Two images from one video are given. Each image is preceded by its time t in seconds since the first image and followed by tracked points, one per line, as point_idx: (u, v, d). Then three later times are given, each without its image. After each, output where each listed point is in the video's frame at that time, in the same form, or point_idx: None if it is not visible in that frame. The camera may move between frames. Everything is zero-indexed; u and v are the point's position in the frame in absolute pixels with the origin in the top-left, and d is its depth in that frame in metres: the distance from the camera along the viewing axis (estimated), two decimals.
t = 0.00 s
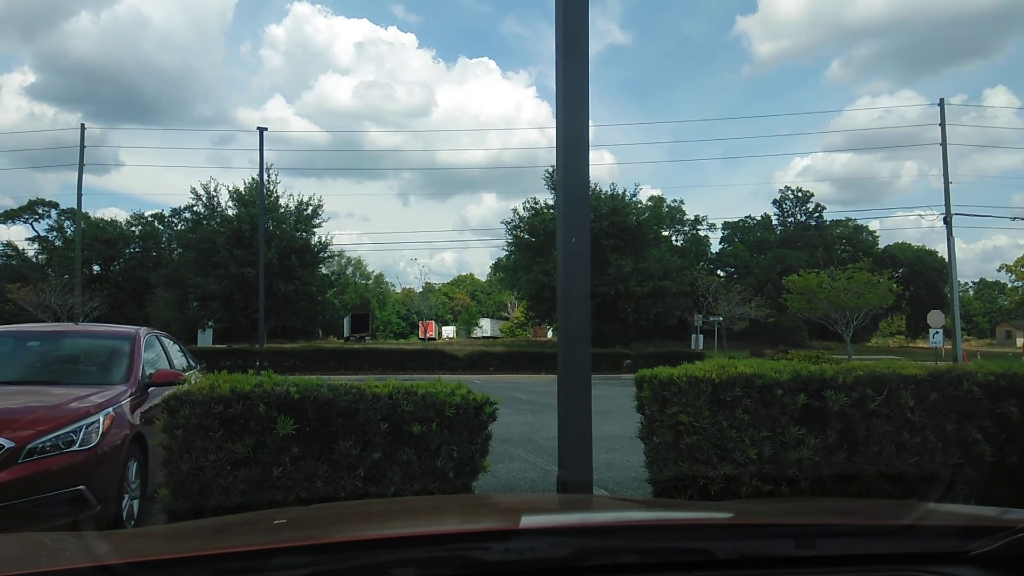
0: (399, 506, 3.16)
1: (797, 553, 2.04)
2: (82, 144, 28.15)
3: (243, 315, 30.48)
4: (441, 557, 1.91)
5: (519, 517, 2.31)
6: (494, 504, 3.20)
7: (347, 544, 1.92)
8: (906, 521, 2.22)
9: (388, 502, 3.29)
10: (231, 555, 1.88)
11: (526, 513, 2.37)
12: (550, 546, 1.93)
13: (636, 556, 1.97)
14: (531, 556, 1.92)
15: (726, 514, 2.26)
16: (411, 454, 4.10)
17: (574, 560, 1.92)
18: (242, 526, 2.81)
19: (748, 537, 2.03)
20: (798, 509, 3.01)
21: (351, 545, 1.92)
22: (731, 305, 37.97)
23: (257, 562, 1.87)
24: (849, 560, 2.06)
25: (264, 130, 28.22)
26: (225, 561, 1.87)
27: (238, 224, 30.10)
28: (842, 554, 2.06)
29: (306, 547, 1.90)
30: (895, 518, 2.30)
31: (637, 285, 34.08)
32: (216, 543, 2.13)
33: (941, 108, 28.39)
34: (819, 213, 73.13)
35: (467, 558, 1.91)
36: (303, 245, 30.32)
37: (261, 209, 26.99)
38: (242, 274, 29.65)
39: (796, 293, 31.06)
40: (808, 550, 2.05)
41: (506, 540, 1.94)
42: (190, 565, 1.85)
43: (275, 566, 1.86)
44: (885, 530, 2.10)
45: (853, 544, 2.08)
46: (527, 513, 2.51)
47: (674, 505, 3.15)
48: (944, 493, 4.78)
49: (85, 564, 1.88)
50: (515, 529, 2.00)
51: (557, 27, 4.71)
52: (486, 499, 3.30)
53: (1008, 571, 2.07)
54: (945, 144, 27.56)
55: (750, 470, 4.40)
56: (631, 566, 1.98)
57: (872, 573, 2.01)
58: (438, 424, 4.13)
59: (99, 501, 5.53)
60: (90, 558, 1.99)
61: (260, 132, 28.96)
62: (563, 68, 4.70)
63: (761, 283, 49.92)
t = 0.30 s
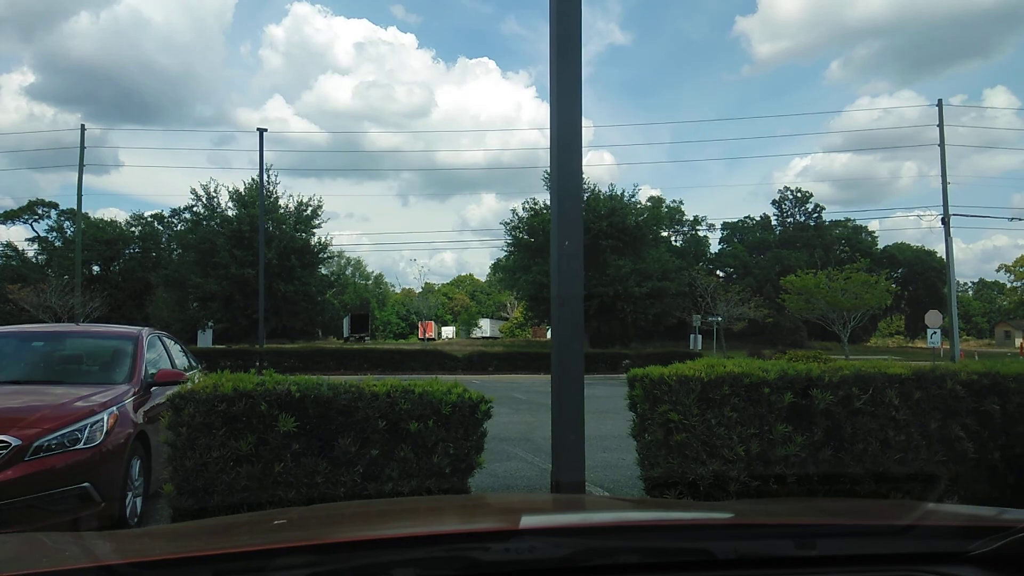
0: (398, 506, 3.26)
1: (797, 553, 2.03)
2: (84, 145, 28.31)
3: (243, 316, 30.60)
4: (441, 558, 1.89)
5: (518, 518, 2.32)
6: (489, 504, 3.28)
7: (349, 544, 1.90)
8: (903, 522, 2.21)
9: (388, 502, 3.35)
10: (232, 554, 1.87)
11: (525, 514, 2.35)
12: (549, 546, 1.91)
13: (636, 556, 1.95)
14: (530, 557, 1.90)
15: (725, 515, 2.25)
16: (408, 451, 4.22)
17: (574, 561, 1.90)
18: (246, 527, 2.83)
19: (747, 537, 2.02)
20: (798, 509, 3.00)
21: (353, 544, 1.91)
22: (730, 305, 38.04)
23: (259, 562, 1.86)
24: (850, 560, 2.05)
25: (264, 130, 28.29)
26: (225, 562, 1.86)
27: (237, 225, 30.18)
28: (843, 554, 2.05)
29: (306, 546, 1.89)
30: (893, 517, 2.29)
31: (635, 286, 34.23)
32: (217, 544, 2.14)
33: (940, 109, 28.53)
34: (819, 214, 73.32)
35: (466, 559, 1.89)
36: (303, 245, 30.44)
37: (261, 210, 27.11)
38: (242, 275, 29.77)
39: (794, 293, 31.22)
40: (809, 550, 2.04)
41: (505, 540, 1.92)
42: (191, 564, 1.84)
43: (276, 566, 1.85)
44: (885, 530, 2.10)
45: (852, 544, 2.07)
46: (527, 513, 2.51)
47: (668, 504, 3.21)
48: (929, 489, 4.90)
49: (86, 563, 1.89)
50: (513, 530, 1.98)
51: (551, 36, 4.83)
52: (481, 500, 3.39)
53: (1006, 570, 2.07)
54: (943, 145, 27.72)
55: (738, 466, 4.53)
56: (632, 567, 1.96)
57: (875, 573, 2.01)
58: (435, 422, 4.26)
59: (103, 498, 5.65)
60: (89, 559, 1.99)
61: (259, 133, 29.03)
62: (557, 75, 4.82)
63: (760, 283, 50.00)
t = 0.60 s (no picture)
0: (404, 507, 3.42)
1: (798, 553, 2.14)
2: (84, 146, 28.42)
3: (243, 316, 30.72)
4: (441, 558, 1.98)
5: (522, 519, 2.41)
6: (484, 505, 3.38)
7: (346, 544, 1.98)
8: (904, 521, 2.33)
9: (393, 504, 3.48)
10: (230, 555, 1.95)
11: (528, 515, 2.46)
12: (549, 546, 2.00)
13: (635, 555, 2.05)
14: (530, 556, 1.99)
15: (724, 516, 2.35)
16: (405, 447, 4.38)
17: (574, 560, 2.00)
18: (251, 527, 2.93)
19: (747, 537, 2.13)
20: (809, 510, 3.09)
21: (350, 545, 1.98)
22: (728, 305, 38.27)
23: (257, 562, 1.94)
24: (850, 560, 2.16)
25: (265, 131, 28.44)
26: (226, 562, 1.93)
27: (238, 226, 30.33)
28: (844, 554, 2.16)
29: (304, 547, 1.97)
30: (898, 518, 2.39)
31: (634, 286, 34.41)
32: (217, 544, 2.20)
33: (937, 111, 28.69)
34: (818, 214, 73.50)
35: (467, 558, 1.98)
36: (303, 246, 30.57)
37: (261, 210, 27.24)
38: (242, 276, 29.90)
39: (791, 293, 31.41)
40: (808, 550, 2.15)
41: (505, 540, 2.01)
42: (189, 565, 1.92)
43: (274, 567, 1.93)
44: (885, 530, 2.21)
45: (853, 544, 2.18)
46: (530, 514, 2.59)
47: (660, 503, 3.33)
48: (910, 485, 5.05)
49: (85, 564, 1.96)
50: (513, 530, 2.07)
51: (545, 44, 4.98)
52: (478, 501, 3.50)
53: (1007, 570, 2.18)
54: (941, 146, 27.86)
55: (725, 461, 4.69)
56: (631, 567, 2.06)
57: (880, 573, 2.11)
58: (432, 419, 4.41)
59: (109, 494, 5.80)
60: (87, 560, 2.06)
61: (259, 134, 29.18)
62: (549, 86, 4.98)
63: (759, 283, 50.18)
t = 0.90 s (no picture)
0: (405, 505, 3.60)
1: (799, 553, 2.16)
2: (84, 147, 28.59)
3: (243, 316, 30.91)
4: (441, 558, 2.01)
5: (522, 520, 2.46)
6: (479, 504, 3.53)
7: (346, 545, 2.02)
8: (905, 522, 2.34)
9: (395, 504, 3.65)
10: (231, 555, 1.99)
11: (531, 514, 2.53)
12: (549, 546, 2.04)
13: (635, 556, 2.08)
14: (530, 556, 2.02)
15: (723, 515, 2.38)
16: (402, 442, 4.57)
17: (574, 560, 2.03)
18: (255, 528, 3.02)
19: (748, 537, 2.14)
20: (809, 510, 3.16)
21: (351, 546, 2.02)
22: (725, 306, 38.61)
23: (258, 562, 1.98)
24: (851, 561, 2.17)
25: (264, 132, 28.66)
26: (227, 561, 1.98)
27: (237, 226, 30.52)
28: (844, 554, 2.18)
29: (305, 547, 2.01)
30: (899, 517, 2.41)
31: (631, 287, 34.65)
32: (216, 543, 2.24)
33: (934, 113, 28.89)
34: (816, 215, 73.79)
35: (467, 558, 2.01)
36: (302, 246, 30.76)
37: (261, 211, 27.43)
38: (242, 276, 30.09)
39: (787, 295, 31.64)
40: (809, 550, 2.17)
41: (505, 541, 2.04)
42: (190, 565, 1.96)
43: (275, 567, 1.97)
44: (886, 530, 2.22)
45: (853, 544, 2.20)
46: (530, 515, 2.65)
47: (649, 502, 3.46)
48: (890, 479, 5.22)
49: (85, 564, 2.01)
50: (514, 530, 2.10)
51: (537, 55, 5.17)
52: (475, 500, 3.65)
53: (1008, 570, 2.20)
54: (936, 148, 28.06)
55: (709, 456, 4.88)
56: (631, 567, 2.08)
57: (883, 573, 2.13)
58: (427, 415, 4.60)
59: (114, 490, 5.97)
60: (88, 560, 2.10)
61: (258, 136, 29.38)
62: (540, 97, 5.18)
63: (756, 284, 50.37)
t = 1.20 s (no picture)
0: (401, 504, 3.74)
1: (799, 553, 2.29)
2: (83, 147, 28.72)
3: (241, 317, 31.10)
4: (440, 558, 2.11)
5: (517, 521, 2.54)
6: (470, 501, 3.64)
7: (345, 545, 2.12)
8: (906, 522, 2.48)
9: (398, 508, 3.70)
10: (230, 555, 2.07)
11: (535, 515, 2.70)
12: (549, 546, 2.14)
13: (635, 555, 2.20)
14: (530, 555, 2.13)
15: (723, 516, 2.50)
16: (396, 437, 4.77)
17: (574, 560, 2.14)
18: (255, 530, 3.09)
19: (746, 538, 2.27)
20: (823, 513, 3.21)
21: (349, 545, 2.12)
22: (721, 306, 38.93)
23: (257, 562, 2.07)
24: (851, 560, 2.31)
25: (262, 133, 28.81)
26: (227, 561, 2.06)
27: (235, 227, 30.71)
28: (843, 554, 2.31)
29: (305, 547, 2.10)
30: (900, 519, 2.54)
31: (627, 287, 34.85)
32: (218, 543, 2.32)
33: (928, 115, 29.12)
34: (812, 215, 74.09)
35: (467, 558, 2.11)
36: (300, 246, 30.95)
37: (259, 212, 27.62)
38: (240, 277, 30.26)
39: (781, 295, 31.89)
40: (809, 550, 2.30)
41: (505, 541, 2.14)
42: (187, 565, 2.05)
43: (275, 567, 2.06)
44: (886, 531, 2.36)
45: (852, 544, 2.34)
46: (532, 516, 2.75)
47: (638, 500, 3.58)
48: (867, 473, 5.43)
49: (85, 564, 2.10)
50: (514, 530, 2.21)
51: (526, 66, 5.37)
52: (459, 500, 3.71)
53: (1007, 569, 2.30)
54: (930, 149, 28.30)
55: (691, 451, 5.09)
56: (630, 566, 2.20)
57: (880, 573, 2.26)
58: (421, 412, 4.80)
59: (119, 485, 6.16)
60: (88, 559, 2.19)
61: (256, 138, 29.54)
62: (530, 107, 5.37)
63: (753, 284, 50.62)
